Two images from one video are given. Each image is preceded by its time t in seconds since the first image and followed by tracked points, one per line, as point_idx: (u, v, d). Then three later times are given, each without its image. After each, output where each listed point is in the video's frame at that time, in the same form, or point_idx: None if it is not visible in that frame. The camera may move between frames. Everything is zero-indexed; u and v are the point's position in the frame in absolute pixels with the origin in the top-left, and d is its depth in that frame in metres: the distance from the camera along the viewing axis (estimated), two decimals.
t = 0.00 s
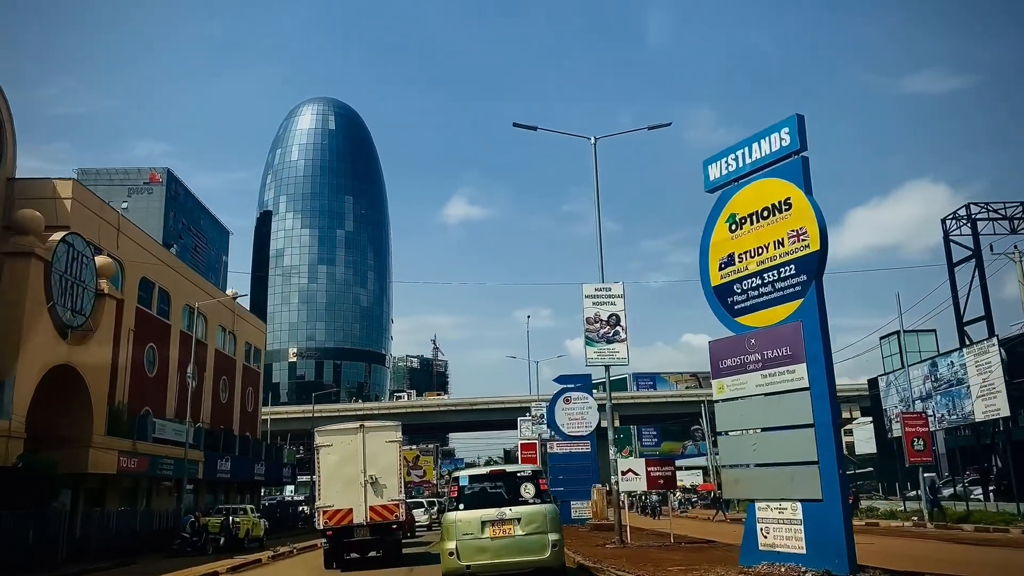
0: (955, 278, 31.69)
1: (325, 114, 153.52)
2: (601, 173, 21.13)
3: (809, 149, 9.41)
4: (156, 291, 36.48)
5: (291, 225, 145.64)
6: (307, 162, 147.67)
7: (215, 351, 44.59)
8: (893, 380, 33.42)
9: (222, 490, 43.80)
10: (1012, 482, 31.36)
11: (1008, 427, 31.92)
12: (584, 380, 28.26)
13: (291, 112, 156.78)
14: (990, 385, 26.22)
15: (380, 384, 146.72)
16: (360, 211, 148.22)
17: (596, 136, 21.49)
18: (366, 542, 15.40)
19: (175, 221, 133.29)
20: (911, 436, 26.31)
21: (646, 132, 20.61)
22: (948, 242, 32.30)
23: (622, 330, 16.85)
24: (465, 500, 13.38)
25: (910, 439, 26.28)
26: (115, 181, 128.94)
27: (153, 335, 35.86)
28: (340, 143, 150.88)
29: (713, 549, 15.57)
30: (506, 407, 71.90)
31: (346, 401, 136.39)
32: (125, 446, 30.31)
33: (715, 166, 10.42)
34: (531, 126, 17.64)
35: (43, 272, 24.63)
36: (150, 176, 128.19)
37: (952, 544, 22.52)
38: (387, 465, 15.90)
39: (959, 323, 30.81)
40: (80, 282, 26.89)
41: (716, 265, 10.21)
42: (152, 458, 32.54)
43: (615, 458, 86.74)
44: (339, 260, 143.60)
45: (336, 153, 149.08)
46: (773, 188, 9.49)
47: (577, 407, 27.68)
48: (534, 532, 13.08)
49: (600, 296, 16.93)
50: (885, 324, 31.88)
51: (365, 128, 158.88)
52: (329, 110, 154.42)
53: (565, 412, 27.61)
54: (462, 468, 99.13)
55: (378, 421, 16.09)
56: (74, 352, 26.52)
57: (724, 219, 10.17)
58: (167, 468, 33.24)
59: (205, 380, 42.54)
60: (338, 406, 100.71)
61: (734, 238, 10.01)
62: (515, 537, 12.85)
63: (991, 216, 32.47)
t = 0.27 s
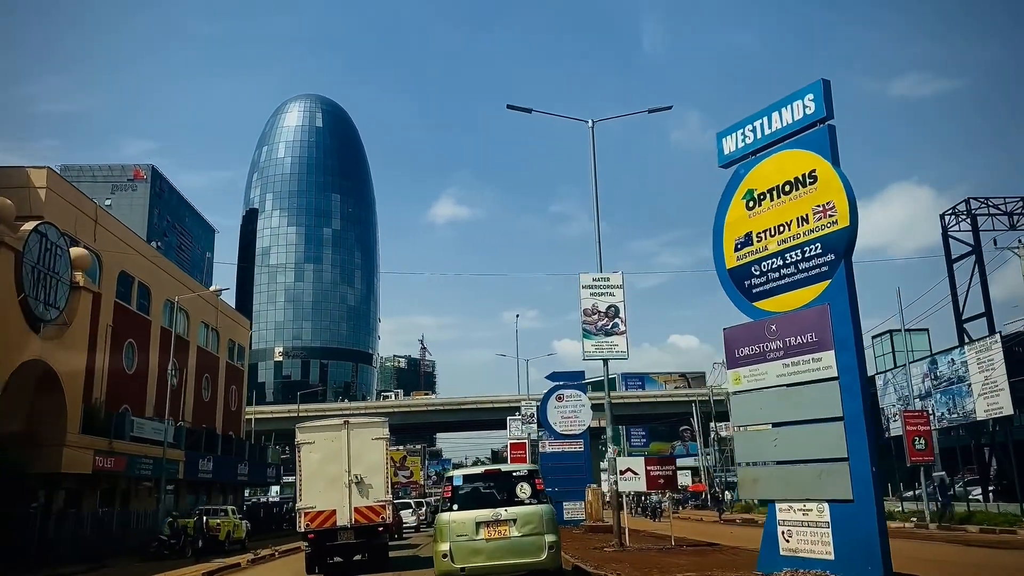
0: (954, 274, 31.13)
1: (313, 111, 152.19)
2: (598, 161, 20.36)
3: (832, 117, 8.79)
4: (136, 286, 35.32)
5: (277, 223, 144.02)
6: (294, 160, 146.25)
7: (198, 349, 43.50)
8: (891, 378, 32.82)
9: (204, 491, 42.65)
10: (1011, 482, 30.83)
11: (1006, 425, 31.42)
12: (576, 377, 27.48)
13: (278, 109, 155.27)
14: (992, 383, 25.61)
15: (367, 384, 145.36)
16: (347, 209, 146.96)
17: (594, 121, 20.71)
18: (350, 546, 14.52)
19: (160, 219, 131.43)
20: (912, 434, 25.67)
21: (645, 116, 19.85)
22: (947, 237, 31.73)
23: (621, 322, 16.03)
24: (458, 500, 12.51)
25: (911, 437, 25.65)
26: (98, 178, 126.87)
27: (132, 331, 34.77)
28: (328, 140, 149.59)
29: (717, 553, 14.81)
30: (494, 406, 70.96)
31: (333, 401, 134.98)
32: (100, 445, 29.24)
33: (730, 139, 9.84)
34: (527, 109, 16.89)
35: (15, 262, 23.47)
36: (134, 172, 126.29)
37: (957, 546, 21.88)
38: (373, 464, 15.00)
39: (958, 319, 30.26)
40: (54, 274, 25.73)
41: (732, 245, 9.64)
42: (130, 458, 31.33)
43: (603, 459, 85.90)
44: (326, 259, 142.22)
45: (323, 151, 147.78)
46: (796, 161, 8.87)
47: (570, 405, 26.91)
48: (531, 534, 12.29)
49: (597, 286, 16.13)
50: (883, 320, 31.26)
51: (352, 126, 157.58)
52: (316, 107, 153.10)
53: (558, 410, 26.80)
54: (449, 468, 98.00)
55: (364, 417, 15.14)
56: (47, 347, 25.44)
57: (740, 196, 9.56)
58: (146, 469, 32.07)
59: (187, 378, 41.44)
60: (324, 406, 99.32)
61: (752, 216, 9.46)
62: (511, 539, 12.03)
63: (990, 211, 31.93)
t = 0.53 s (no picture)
0: (962, 270, 30.44)
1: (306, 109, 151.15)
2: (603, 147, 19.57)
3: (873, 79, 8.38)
4: (122, 282, 34.36)
5: (270, 221, 142.88)
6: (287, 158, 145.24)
7: (187, 346, 42.56)
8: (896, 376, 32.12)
9: (192, 492, 41.67)
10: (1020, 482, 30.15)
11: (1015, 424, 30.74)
12: (575, 374, 26.71)
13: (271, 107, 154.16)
14: (1003, 381, 24.87)
15: (360, 384, 144.30)
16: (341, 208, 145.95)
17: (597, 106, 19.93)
18: (341, 550, 13.68)
19: (151, 217, 130.03)
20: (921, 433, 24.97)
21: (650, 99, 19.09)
22: (953, 232, 31.03)
23: (627, 314, 15.21)
24: (456, 501, 11.67)
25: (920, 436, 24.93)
26: (89, 176, 125.43)
27: (118, 328, 33.82)
28: (322, 138, 148.63)
29: (729, 557, 14.04)
30: (489, 406, 70.09)
31: (326, 401, 133.87)
32: (84, 444, 28.32)
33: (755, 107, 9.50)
34: (527, 90, 16.12)
35: None
36: (125, 170, 124.95)
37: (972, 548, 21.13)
38: (365, 463, 14.16)
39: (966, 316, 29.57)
40: (36, 267, 24.70)
41: (757, 221, 9.47)
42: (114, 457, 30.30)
43: (599, 460, 85.09)
44: (319, 258, 141.15)
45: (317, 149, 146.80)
46: (825, 133, 8.55)
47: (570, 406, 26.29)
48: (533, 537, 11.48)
49: (602, 276, 15.28)
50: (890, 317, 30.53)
51: (346, 124, 156.53)
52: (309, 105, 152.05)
53: (556, 409, 26.19)
54: (443, 469, 97.01)
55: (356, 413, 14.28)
56: (27, 342, 24.55)
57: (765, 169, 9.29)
58: (132, 469, 31.07)
59: (176, 376, 40.52)
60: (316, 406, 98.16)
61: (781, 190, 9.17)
62: (513, 542, 11.22)
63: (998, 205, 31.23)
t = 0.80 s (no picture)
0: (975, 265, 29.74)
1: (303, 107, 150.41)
2: (612, 132, 18.85)
3: (923, 33, 8.64)
4: (112, 277, 33.50)
5: (267, 220, 141.98)
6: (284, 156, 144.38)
7: (179, 344, 41.67)
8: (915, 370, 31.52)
9: (185, 492, 40.82)
10: None
11: None
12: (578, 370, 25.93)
13: (268, 105, 153.23)
14: (1017, 378, 24.22)
15: (357, 385, 143.38)
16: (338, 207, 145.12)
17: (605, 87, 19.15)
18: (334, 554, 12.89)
19: (147, 216, 128.87)
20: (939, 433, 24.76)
21: (663, 77, 18.34)
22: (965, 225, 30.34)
23: (637, 304, 14.44)
24: (459, 501, 10.85)
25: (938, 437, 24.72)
26: (85, 175, 124.21)
27: (108, 324, 32.98)
28: (319, 136, 147.82)
29: (747, 562, 13.30)
30: (488, 406, 69.28)
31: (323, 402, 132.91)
32: (69, 443, 27.45)
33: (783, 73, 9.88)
34: (532, 70, 15.35)
35: None
36: (121, 169, 123.79)
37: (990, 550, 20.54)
38: (361, 462, 13.35)
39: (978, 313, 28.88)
40: (21, 260, 23.73)
41: (794, 191, 9.85)
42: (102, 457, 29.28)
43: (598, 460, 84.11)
44: (316, 257, 140.29)
45: (314, 147, 146.00)
46: (868, 94, 8.88)
47: (572, 404, 25.65)
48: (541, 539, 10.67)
49: (611, 264, 14.49)
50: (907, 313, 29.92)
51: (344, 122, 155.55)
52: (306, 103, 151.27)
53: (559, 406, 25.59)
54: (440, 470, 96.06)
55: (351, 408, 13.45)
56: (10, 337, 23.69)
57: (804, 135, 9.65)
58: (122, 469, 30.00)
59: (169, 374, 39.67)
60: (312, 406, 97.01)
61: (818, 159, 9.53)
62: (520, 545, 10.42)
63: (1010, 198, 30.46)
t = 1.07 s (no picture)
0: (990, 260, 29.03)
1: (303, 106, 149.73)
2: (623, 117, 18.09)
3: None
4: (106, 272, 32.76)
5: (266, 220, 141.19)
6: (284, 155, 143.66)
7: (176, 342, 40.91)
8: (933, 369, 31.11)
9: (182, 493, 40.07)
10: None
11: None
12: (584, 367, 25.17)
13: (268, 104, 152.51)
14: None
15: (358, 385, 142.68)
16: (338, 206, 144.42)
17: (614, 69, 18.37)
18: (330, 559, 12.10)
19: (146, 216, 128.05)
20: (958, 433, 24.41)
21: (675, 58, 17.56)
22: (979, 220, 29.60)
23: (652, 294, 13.66)
24: (465, 503, 10.09)
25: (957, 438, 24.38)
26: (83, 174, 123.34)
27: (102, 320, 32.25)
28: (319, 135, 147.13)
29: (770, 567, 12.58)
30: (489, 406, 68.49)
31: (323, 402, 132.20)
32: (60, 442, 26.70)
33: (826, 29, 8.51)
34: (539, 48, 14.58)
35: None
36: (120, 168, 122.81)
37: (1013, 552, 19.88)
38: (359, 460, 12.60)
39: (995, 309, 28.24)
40: (9, 253, 22.96)
41: (837, 159, 8.37)
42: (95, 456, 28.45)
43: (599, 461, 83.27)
44: (316, 257, 139.56)
45: (314, 146, 145.30)
46: (924, 44, 7.55)
47: (578, 402, 24.90)
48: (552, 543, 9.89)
49: (623, 252, 13.71)
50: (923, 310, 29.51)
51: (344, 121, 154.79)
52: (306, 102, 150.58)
53: (564, 405, 24.86)
54: (440, 471, 95.23)
55: (349, 403, 12.72)
56: None
57: (848, 96, 8.25)
58: (115, 468, 29.13)
59: (165, 372, 38.97)
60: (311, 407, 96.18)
61: (864, 122, 8.09)
62: (530, 549, 9.65)
63: None
